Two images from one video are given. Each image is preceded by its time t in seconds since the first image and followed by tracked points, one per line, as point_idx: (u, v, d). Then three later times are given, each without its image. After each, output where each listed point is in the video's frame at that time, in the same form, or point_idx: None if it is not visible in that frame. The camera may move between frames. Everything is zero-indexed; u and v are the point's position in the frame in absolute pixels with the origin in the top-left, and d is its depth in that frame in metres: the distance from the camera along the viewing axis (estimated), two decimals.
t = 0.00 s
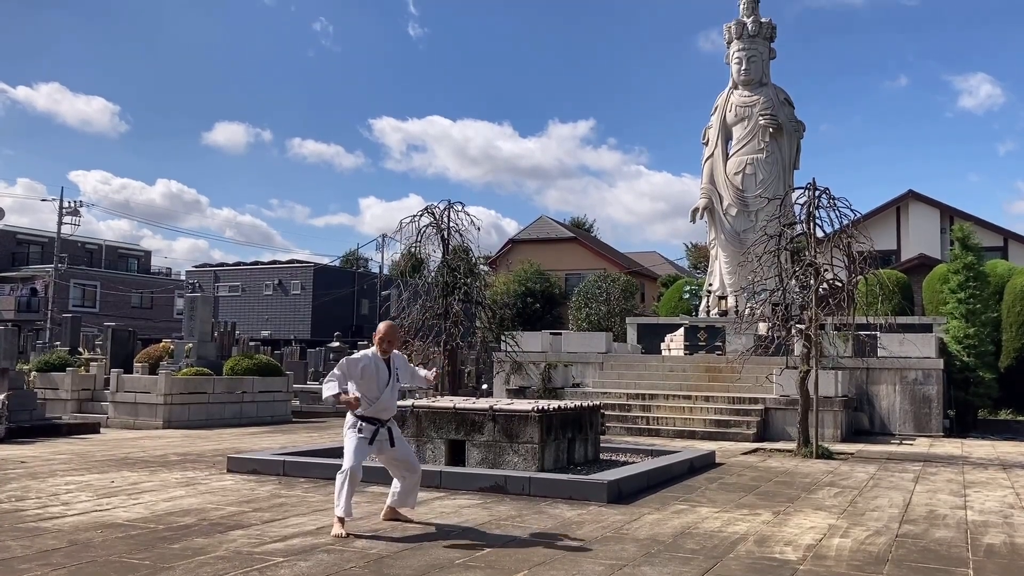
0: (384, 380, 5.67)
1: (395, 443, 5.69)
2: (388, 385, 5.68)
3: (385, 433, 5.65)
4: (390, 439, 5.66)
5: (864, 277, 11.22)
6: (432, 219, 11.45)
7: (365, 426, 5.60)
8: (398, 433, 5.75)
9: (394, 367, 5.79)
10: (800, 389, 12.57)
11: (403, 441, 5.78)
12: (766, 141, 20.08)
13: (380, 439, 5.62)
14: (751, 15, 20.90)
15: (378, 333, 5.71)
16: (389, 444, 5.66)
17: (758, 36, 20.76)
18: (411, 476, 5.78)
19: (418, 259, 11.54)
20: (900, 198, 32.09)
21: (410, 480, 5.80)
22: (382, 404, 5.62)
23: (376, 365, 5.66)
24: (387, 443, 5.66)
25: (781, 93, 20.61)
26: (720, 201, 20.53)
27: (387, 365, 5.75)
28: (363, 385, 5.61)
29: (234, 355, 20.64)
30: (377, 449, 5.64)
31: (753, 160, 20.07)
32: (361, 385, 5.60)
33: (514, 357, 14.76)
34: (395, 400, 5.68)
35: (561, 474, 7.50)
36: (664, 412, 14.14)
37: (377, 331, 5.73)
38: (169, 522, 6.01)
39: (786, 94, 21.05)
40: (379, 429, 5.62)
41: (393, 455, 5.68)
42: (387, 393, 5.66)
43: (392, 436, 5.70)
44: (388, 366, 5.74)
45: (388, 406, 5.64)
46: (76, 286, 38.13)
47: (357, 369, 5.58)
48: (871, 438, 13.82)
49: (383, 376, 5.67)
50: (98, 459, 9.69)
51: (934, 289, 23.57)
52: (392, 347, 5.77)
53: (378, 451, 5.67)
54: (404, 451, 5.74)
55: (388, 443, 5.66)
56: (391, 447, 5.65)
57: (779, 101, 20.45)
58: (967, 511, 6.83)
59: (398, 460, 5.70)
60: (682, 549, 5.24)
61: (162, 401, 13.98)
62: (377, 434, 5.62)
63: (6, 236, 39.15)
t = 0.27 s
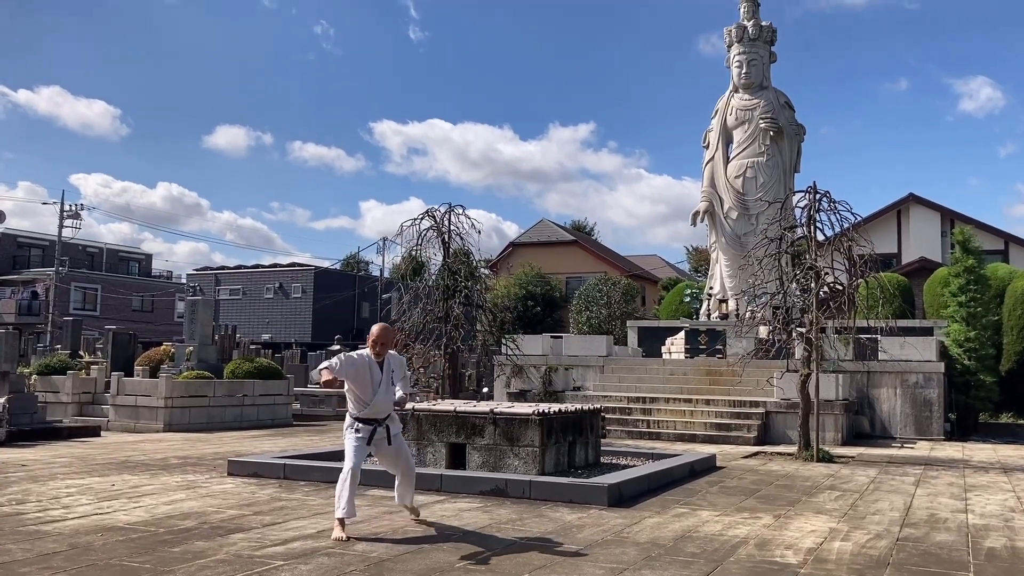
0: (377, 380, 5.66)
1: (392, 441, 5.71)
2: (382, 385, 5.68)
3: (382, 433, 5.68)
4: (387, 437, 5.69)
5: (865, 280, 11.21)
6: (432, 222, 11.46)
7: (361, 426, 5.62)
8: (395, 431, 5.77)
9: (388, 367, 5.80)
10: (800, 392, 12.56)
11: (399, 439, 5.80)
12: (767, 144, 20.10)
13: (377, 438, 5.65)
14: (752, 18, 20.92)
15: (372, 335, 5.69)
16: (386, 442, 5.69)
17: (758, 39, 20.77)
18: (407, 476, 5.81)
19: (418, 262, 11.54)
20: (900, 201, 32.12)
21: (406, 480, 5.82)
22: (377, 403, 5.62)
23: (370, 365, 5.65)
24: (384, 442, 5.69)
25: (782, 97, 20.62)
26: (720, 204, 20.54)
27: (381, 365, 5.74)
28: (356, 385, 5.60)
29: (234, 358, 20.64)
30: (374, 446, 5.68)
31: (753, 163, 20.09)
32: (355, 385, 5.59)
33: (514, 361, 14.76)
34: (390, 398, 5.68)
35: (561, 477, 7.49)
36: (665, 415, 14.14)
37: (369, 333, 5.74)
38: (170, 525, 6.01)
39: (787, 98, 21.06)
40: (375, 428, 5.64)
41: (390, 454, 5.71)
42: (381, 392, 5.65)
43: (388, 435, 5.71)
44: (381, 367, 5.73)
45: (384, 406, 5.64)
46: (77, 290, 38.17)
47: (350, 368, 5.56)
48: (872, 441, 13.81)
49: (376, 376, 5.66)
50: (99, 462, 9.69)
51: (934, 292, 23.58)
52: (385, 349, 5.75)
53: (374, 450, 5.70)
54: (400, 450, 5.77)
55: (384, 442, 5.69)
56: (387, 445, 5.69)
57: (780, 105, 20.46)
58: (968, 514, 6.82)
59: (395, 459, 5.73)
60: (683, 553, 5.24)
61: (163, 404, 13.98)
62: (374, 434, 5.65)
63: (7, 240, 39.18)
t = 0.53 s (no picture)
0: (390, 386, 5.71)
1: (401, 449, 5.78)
2: (396, 393, 5.71)
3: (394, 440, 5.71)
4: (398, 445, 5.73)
5: (866, 282, 11.20)
6: (433, 225, 11.47)
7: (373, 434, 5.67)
8: (406, 439, 5.81)
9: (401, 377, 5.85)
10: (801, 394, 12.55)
11: (409, 447, 5.86)
12: (768, 147, 20.10)
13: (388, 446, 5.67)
14: (753, 21, 20.94)
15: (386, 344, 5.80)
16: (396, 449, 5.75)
17: (759, 41, 20.77)
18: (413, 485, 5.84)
19: (419, 264, 11.54)
20: (901, 203, 32.11)
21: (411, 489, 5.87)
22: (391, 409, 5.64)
23: (382, 374, 5.72)
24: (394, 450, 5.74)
25: (783, 99, 20.62)
26: (721, 207, 20.54)
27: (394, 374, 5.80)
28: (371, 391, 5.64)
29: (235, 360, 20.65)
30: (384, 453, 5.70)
31: (754, 165, 20.09)
32: (367, 392, 5.63)
33: (515, 363, 14.77)
34: (404, 406, 5.71)
35: (562, 480, 7.49)
36: (666, 417, 14.13)
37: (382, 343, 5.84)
38: (170, 528, 6.01)
39: (788, 100, 21.06)
40: (387, 436, 5.65)
41: (401, 459, 5.78)
42: (395, 399, 5.68)
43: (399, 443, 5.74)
44: (394, 375, 5.78)
45: (397, 412, 5.67)
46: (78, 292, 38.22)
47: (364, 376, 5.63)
48: (873, 443, 13.80)
49: (388, 384, 5.71)
50: (100, 465, 9.70)
51: (935, 294, 23.57)
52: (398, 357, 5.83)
53: (383, 457, 5.75)
54: (408, 457, 5.82)
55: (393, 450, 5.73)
56: (399, 451, 5.77)
57: (781, 107, 20.47)
58: (969, 517, 6.82)
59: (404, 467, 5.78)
60: (683, 555, 5.23)
61: (163, 407, 13.99)
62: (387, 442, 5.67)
63: (9, 242, 39.22)
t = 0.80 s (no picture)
0: (406, 378, 5.95)
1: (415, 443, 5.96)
2: (412, 383, 5.97)
3: (411, 430, 5.92)
4: (415, 434, 5.94)
5: (868, 284, 11.18)
6: (435, 226, 11.47)
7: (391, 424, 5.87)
8: (422, 430, 6.01)
9: (419, 369, 6.09)
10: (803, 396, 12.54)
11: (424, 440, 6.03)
12: (769, 148, 20.10)
13: (404, 434, 5.89)
14: (754, 22, 20.94)
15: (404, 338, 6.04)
16: (413, 439, 5.94)
17: (760, 43, 20.78)
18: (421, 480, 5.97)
19: (420, 266, 11.54)
20: (903, 205, 32.09)
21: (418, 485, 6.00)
22: (407, 398, 5.90)
23: (400, 365, 5.97)
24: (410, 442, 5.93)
25: (784, 100, 20.62)
26: (722, 208, 20.54)
27: (412, 366, 6.05)
28: (389, 384, 5.86)
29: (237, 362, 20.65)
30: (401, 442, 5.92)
31: (756, 167, 20.09)
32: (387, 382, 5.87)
33: (516, 364, 14.76)
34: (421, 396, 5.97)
35: (563, 481, 7.49)
36: (667, 419, 14.12)
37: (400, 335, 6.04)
38: (172, 529, 6.01)
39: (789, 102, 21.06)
40: (403, 423, 5.88)
41: (414, 454, 5.94)
42: (411, 389, 5.94)
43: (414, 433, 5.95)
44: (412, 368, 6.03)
45: (413, 401, 5.92)
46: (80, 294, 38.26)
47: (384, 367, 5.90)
48: (874, 445, 13.79)
49: (405, 375, 5.95)
50: (101, 466, 9.71)
51: (937, 296, 23.55)
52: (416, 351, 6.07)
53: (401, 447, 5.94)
54: (421, 452, 5.98)
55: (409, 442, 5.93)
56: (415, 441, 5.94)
57: (782, 108, 20.48)
58: (971, 518, 6.81)
59: (416, 462, 5.95)
60: (685, 557, 5.23)
61: (164, 408, 13.98)
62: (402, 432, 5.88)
63: (10, 244, 39.26)
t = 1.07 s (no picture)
0: (412, 376, 5.99)
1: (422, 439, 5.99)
2: (417, 379, 6.01)
3: (417, 426, 5.95)
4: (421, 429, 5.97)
5: (869, 284, 11.18)
6: (436, 227, 11.48)
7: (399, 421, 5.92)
8: (428, 425, 6.03)
9: (424, 365, 6.11)
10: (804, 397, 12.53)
11: (430, 435, 6.06)
12: (770, 149, 20.09)
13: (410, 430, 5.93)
14: (755, 22, 20.94)
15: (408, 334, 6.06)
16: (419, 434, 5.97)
17: (761, 43, 20.77)
18: (424, 476, 5.98)
19: (421, 266, 11.55)
20: (904, 205, 32.06)
21: (422, 482, 6.00)
22: (412, 394, 5.95)
23: (404, 362, 6.01)
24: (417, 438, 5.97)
25: (784, 101, 20.62)
26: (723, 208, 20.54)
27: (417, 362, 6.07)
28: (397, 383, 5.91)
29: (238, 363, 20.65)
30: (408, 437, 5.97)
31: (757, 167, 20.09)
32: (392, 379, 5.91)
33: (518, 365, 14.78)
34: (426, 391, 6.00)
35: (564, 482, 7.49)
36: (668, 419, 14.11)
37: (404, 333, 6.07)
38: (173, 530, 6.02)
39: (790, 102, 21.05)
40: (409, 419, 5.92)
41: (420, 449, 5.97)
42: (416, 385, 5.98)
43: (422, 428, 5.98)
44: (417, 364, 6.05)
45: (418, 397, 5.97)
46: (81, 295, 38.32)
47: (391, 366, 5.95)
48: (876, 445, 13.78)
49: (410, 372, 5.99)
50: (103, 467, 9.71)
51: (939, 296, 23.53)
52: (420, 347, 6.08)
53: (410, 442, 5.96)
54: (426, 447, 6.00)
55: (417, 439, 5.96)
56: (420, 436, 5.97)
57: (783, 109, 20.47)
58: (972, 518, 6.81)
59: (422, 457, 5.97)
60: (686, 557, 5.23)
61: (166, 409, 13.99)
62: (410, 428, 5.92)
63: (12, 245, 39.30)
